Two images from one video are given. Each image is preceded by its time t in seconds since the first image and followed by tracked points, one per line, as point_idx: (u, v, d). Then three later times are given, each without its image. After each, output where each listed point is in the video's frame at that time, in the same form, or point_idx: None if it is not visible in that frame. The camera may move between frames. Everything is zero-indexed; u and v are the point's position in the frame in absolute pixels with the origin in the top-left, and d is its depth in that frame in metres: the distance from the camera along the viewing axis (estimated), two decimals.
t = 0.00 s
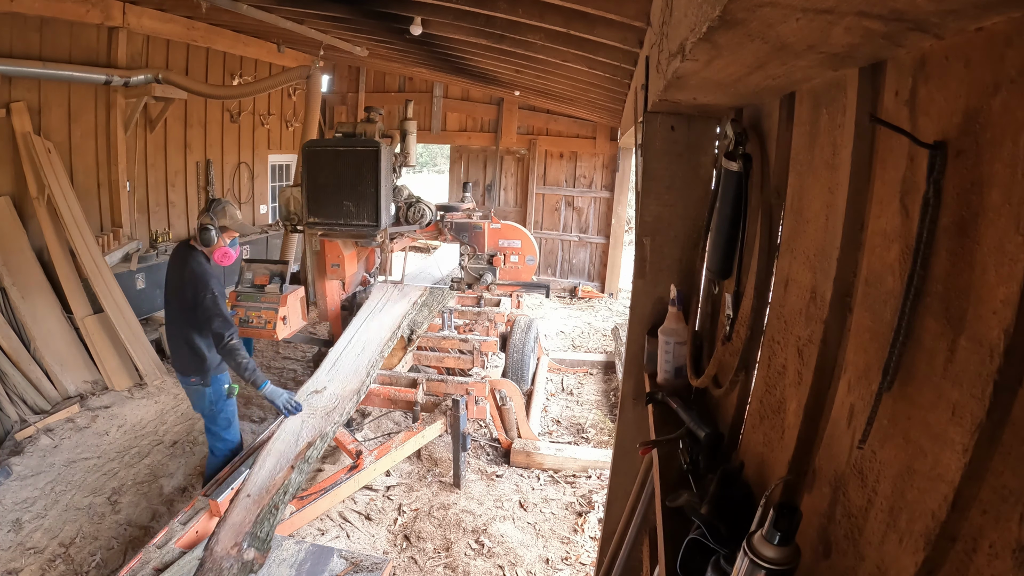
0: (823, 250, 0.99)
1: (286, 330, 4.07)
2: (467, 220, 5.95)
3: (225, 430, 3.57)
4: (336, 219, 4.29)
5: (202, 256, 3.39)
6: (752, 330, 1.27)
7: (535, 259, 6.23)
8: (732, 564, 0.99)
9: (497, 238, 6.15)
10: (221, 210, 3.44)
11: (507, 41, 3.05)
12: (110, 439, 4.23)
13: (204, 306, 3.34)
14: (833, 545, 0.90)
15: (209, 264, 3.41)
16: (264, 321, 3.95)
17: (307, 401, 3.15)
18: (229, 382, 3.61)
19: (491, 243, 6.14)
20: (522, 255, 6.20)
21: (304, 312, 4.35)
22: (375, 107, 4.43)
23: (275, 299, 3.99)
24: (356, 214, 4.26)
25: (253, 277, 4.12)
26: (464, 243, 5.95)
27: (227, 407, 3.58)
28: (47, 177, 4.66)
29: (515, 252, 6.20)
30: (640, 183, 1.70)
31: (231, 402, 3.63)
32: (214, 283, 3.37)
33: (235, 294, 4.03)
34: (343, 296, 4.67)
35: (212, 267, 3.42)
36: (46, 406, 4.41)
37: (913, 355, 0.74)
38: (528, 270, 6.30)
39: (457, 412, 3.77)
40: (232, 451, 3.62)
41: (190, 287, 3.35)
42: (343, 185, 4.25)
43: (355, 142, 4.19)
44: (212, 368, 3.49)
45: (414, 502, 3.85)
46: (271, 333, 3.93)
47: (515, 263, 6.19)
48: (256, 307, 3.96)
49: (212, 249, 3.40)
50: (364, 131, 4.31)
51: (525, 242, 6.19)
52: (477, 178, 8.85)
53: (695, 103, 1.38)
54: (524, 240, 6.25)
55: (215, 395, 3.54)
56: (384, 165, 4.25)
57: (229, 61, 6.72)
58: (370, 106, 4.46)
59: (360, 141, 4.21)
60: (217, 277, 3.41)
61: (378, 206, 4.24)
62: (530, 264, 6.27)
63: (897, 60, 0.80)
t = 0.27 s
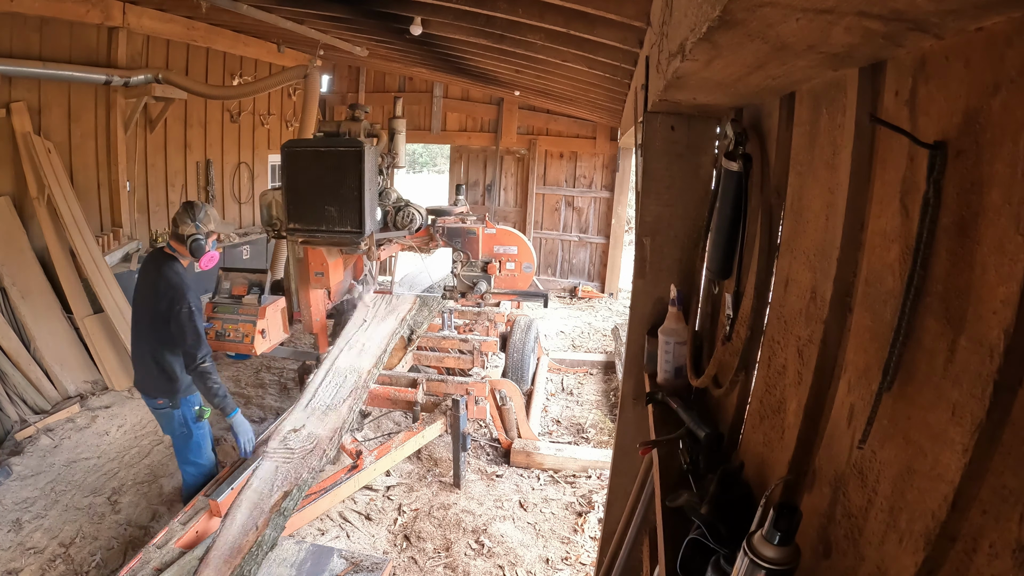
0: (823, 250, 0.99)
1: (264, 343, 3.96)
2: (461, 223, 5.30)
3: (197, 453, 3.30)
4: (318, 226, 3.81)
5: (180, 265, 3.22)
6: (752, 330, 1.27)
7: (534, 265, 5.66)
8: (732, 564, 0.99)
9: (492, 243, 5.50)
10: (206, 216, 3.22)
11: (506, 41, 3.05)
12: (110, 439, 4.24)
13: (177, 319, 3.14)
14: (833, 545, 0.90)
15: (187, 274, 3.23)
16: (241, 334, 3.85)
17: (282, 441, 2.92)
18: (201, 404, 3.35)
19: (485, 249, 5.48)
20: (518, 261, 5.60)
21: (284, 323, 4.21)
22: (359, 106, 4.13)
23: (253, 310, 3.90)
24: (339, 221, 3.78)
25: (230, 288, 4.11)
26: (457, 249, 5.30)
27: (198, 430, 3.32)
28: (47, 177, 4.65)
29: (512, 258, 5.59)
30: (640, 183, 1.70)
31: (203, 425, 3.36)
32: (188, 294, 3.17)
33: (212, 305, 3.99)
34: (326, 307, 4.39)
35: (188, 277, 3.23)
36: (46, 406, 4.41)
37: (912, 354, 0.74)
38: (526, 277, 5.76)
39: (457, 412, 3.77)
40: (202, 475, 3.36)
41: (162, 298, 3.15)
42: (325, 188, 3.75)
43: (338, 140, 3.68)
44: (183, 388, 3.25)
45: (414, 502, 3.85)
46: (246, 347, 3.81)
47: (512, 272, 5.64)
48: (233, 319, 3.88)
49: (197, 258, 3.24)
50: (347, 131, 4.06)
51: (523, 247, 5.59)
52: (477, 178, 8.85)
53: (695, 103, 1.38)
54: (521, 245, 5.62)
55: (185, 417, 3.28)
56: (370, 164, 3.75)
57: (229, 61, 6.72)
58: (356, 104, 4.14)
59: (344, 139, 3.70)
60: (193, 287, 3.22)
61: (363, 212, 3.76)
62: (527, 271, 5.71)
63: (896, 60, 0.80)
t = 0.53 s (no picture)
0: (823, 250, 0.99)
1: (242, 360, 3.64)
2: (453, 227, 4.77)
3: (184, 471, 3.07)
4: (297, 232, 3.66)
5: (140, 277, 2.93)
6: (752, 330, 1.27)
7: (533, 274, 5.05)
8: (732, 564, 0.99)
9: (487, 250, 4.91)
10: (163, 223, 2.93)
11: (506, 41, 3.05)
12: (110, 439, 4.23)
13: (143, 336, 2.89)
14: (833, 545, 0.90)
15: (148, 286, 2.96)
16: (216, 351, 3.52)
17: (261, 474, 2.37)
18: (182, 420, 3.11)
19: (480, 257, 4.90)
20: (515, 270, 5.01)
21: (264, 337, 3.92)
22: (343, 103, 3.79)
23: (228, 323, 3.56)
24: (317, 227, 3.62)
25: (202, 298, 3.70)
26: (448, 256, 4.73)
27: (182, 447, 3.08)
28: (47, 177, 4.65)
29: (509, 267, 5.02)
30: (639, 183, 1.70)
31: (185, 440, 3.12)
32: (153, 308, 2.91)
33: (185, 319, 3.63)
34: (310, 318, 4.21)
35: (150, 289, 2.95)
36: (46, 406, 4.41)
37: (913, 354, 0.74)
38: (524, 287, 5.20)
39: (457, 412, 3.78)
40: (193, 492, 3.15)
41: (123, 316, 2.87)
42: (302, 192, 3.60)
43: (315, 140, 3.50)
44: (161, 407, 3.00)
45: (414, 501, 3.85)
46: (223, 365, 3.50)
47: (507, 281, 5.04)
48: (207, 334, 3.55)
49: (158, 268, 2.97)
50: (328, 132, 3.69)
51: (522, 254, 4.92)
52: (477, 178, 8.85)
53: (695, 103, 1.38)
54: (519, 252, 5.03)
55: (169, 434, 3.04)
56: (350, 167, 3.58)
57: (229, 61, 6.72)
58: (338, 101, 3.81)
59: (322, 139, 3.53)
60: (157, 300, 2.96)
61: (342, 219, 3.59)
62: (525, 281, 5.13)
63: (896, 60, 0.80)
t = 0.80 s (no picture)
0: (823, 250, 0.99)
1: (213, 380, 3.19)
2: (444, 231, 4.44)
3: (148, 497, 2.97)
4: (269, 241, 3.15)
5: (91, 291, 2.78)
6: (752, 330, 1.27)
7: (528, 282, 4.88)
8: (732, 564, 0.99)
9: (480, 257, 4.76)
10: (107, 232, 2.74)
11: (506, 41, 3.05)
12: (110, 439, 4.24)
13: (100, 354, 2.74)
14: (833, 545, 0.90)
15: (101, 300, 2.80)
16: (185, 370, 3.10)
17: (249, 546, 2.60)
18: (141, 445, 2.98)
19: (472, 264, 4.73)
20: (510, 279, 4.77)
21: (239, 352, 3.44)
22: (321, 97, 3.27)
23: (199, 340, 3.11)
24: (291, 237, 3.11)
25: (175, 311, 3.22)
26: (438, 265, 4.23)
27: (143, 472, 2.97)
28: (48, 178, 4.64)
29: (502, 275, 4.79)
30: (639, 183, 1.70)
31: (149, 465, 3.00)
32: (109, 324, 2.77)
33: (154, 334, 3.20)
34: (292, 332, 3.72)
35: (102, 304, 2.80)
36: (46, 406, 4.41)
37: (913, 354, 0.74)
38: (518, 298, 4.93)
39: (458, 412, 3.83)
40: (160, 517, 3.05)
41: (76, 335, 2.72)
42: (276, 197, 3.08)
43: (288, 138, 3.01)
44: (120, 429, 2.87)
45: (413, 502, 3.86)
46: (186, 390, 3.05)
47: (501, 290, 4.85)
48: (178, 351, 3.12)
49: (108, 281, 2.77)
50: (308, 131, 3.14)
51: (515, 261, 4.77)
52: (477, 178, 8.85)
53: (695, 103, 1.38)
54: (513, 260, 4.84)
55: (126, 463, 2.91)
56: (329, 167, 3.07)
57: (229, 61, 6.72)
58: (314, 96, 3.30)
59: (298, 138, 3.03)
60: (111, 314, 2.81)
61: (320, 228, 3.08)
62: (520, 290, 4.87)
63: (896, 60, 0.80)
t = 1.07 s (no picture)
0: (823, 250, 0.99)
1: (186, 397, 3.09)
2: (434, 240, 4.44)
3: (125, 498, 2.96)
4: (241, 252, 3.16)
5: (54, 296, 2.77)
6: (752, 330, 1.27)
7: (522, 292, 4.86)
8: (732, 564, 0.99)
9: (471, 266, 4.70)
10: (70, 233, 2.75)
11: (506, 41, 3.04)
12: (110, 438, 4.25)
13: (64, 358, 2.73)
14: (833, 545, 0.90)
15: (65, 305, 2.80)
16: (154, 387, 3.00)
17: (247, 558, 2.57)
18: (112, 444, 2.95)
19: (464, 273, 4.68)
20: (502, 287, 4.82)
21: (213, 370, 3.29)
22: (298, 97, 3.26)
23: (166, 359, 2.96)
24: (260, 246, 3.11)
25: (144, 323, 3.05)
26: (429, 274, 4.42)
27: (121, 471, 2.97)
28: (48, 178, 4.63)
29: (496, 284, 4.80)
30: (640, 183, 1.70)
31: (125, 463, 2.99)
32: (72, 328, 2.76)
33: (123, 349, 3.07)
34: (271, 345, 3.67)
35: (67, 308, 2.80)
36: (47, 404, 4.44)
37: (913, 354, 0.74)
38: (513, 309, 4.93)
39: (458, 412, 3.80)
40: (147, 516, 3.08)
41: (39, 339, 2.71)
42: (245, 203, 3.07)
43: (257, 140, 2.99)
44: (86, 436, 2.84)
45: (413, 501, 3.86)
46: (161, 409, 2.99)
47: (495, 300, 4.88)
48: (145, 369, 2.98)
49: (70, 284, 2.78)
50: (282, 128, 3.13)
51: (509, 270, 4.75)
52: (477, 178, 8.85)
53: (695, 103, 1.38)
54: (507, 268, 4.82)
55: (100, 467, 2.89)
56: (301, 170, 3.03)
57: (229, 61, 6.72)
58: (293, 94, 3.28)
59: (267, 138, 3.01)
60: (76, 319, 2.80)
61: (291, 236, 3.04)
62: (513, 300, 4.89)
63: (897, 60, 0.80)
